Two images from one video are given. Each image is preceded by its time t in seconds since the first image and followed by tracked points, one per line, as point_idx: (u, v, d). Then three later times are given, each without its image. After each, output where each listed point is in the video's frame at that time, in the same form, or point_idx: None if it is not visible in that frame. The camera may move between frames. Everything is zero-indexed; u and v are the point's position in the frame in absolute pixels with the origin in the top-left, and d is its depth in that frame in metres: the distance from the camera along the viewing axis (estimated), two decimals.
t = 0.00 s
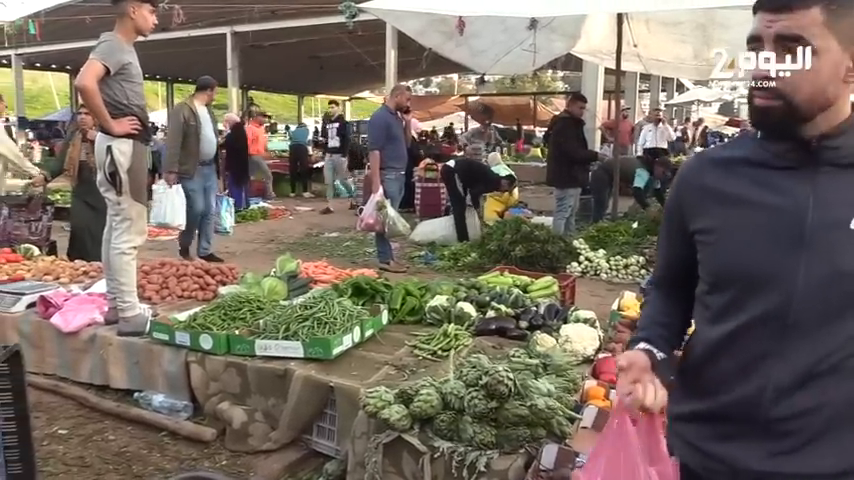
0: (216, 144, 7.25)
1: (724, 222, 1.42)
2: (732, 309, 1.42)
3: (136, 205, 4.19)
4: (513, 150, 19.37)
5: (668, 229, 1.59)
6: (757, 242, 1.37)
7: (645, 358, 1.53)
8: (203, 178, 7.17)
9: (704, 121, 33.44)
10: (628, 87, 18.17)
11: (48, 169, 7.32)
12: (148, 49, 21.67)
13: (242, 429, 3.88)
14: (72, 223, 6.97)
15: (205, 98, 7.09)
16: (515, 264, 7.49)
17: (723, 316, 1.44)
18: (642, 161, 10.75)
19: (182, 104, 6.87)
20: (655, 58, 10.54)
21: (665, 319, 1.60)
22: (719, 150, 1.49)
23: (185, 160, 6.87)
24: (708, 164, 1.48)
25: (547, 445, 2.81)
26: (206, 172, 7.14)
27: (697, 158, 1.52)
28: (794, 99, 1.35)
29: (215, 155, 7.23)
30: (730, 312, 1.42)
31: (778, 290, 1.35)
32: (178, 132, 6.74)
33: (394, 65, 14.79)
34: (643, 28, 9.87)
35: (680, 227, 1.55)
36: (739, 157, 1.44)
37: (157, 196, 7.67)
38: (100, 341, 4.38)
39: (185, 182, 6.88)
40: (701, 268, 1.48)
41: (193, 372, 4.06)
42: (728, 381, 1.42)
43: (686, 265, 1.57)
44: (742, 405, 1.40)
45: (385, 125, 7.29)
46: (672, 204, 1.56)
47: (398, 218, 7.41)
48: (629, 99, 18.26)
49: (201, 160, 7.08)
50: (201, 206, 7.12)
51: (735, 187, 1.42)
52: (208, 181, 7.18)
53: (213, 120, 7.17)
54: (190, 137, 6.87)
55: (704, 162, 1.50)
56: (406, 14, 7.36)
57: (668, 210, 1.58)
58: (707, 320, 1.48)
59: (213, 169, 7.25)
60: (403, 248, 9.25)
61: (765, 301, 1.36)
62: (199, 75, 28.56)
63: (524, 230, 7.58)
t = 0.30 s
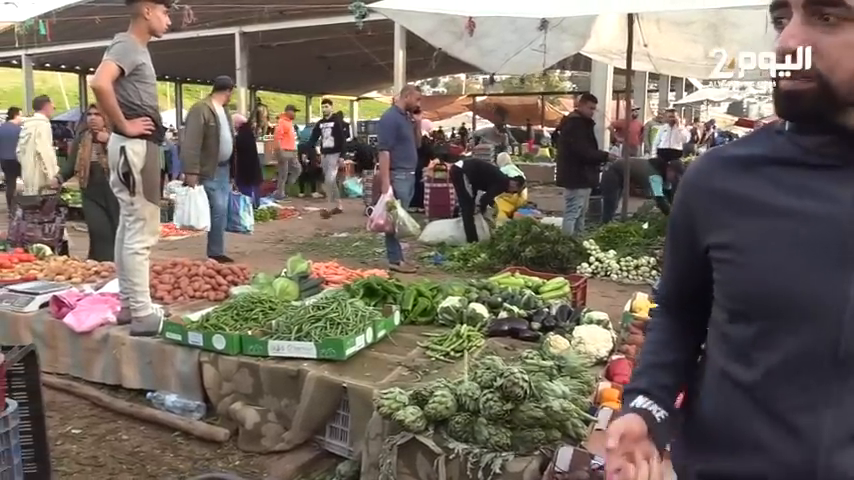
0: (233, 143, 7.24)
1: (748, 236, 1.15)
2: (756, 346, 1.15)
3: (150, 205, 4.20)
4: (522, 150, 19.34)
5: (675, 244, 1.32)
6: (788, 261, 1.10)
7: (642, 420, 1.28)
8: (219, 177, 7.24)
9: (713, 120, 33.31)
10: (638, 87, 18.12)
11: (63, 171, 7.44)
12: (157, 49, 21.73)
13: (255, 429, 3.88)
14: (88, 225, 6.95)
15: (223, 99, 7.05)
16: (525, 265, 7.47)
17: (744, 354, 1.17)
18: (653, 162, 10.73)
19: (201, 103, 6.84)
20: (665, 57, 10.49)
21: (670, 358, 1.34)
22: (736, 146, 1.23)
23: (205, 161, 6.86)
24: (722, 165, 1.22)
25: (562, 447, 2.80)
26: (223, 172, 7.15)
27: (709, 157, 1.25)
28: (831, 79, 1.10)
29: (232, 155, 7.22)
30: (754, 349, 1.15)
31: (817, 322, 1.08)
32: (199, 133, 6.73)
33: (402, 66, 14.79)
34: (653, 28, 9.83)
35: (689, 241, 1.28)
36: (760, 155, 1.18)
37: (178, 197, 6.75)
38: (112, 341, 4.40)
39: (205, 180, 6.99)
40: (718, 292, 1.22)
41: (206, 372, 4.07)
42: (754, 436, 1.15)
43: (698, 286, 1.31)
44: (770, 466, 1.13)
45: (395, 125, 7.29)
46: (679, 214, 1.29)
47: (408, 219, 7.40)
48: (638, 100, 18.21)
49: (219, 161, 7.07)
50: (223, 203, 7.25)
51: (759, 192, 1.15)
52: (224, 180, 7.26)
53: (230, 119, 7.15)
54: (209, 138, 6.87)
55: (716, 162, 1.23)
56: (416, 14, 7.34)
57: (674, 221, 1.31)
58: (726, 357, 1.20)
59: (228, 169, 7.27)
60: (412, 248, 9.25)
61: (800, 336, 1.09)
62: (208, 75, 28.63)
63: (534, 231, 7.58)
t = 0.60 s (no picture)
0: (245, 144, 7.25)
1: (798, 283, 0.98)
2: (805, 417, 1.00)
3: (161, 205, 4.22)
4: (527, 152, 19.36)
5: (688, 278, 1.15)
6: (849, 318, 0.94)
7: None
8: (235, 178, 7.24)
9: (719, 123, 33.16)
10: (645, 90, 18.10)
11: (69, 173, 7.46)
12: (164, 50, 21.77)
13: (265, 430, 3.89)
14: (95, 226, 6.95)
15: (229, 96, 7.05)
16: (532, 267, 7.48)
17: (789, 424, 1.01)
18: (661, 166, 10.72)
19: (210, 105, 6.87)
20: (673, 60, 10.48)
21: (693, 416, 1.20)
22: (769, 167, 1.07)
23: (219, 164, 6.89)
24: (755, 188, 1.06)
25: (574, 450, 2.80)
26: (236, 172, 7.17)
27: (737, 179, 1.09)
28: None
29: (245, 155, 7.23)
30: (806, 420, 0.99)
31: None
32: (209, 135, 6.76)
33: (409, 68, 14.80)
34: (661, 31, 9.80)
35: (710, 277, 1.12)
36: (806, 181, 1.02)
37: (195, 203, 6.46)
38: (122, 340, 4.41)
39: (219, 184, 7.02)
40: (751, 342, 1.06)
41: (216, 372, 4.08)
42: None
43: (713, 328, 1.15)
44: None
45: (402, 127, 7.30)
46: (703, 247, 1.12)
47: (415, 220, 7.39)
48: (644, 102, 18.20)
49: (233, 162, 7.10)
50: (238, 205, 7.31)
51: (806, 227, 0.99)
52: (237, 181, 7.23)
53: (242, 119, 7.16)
54: (220, 139, 6.89)
55: (746, 186, 1.07)
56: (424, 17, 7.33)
57: (691, 250, 1.14)
58: (762, 421, 1.05)
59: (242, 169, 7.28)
60: (418, 250, 9.26)
61: None
62: (215, 76, 28.69)
63: (541, 234, 7.62)
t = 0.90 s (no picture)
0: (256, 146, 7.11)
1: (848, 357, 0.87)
2: None
3: (166, 207, 4.24)
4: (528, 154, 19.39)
5: (703, 350, 1.01)
6: None
7: None
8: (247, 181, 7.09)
9: (719, 126, 33.19)
10: (645, 92, 18.14)
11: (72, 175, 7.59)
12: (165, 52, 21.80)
13: (269, 431, 3.90)
14: (96, 227, 7.04)
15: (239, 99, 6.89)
16: (534, 269, 7.49)
17: None
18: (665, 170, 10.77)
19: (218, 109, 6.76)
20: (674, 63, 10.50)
21: None
22: (778, 221, 0.97)
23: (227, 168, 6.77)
24: (779, 247, 0.94)
25: (578, 452, 2.82)
26: (247, 175, 7.06)
27: (748, 241, 0.98)
28: None
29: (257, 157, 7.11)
30: None
31: None
32: (218, 139, 6.63)
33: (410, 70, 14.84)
34: (661, 33, 9.81)
35: (728, 364, 0.98)
36: (834, 238, 0.91)
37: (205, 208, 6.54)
38: (126, 342, 4.42)
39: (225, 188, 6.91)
40: (787, 443, 0.92)
41: (219, 373, 4.09)
42: None
43: (732, 425, 1.01)
44: None
45: (400, 129, 7.32)
46: (726, 315, 0.98)
47: (412, 223, 7.37)
48: (644, 105, 18.24)
49: (243, 164, 6.99)
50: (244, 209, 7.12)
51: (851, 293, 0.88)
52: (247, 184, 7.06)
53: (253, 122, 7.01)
54: (229, 142, 6.76)
55: (768, 244, 0.96)
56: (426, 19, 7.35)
57: (698, 332, 1.02)
58: None
59: (255, 172, 7.15)
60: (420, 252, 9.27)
61: None
62: (216, 78, 28.73)
63: (542, 236, 7.64)
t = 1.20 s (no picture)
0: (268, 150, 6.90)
1: None
2: None
3: (156, 209, 4.23)
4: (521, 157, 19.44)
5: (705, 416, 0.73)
6: None
7: None
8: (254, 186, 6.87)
9: (710, 131, 33.38)
10: (637, 96, 18.24)
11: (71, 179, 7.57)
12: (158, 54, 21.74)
13: (261, 435, 3.89)
14: (91, 229, 6.97)
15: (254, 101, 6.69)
16: (526, 272, 7.49)
17: None
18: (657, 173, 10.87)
19: (232, 109, 6.59)
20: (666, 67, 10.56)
21: None
22: (809, 241, 0.72)
23: (235, 170, 6.62)
24: (824, 278, 0.70)
25: (570, 455, 2.85)
26: (257, 180, 6.85)
27: (774, 263, 0.72)
28: None
29: (268, 162, 6.90)
30: None
31: None
32: (228, 141, 6.46)
33: (403, 73, 14.86)
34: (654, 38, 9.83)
35: (744, 440, 0.70)
36: None
37: (203, 207, 6.39)
38: (119, 345, 4.41)
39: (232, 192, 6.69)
40: None
41: (212, 376, 4.08)
42: None
43: None
44: None
45: (395, 133, 7.31)
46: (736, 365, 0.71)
47: (399, 229, 7.44)
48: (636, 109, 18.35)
49: (253, 169, 6.78)
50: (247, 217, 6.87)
51: None
52: (258, 189, 6.86)
53: (266, 126, 6.83)
54: (240, 145, 6.60)
55: (809, 268, 0.71)
56: (421, 23, 7.34)
57: (707, 389, 0.73)
58: None
59: (266, 176, 6.94)
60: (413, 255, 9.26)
61: None
62: (209, 80, 28.69)
63: (534, 239, 7.63)
